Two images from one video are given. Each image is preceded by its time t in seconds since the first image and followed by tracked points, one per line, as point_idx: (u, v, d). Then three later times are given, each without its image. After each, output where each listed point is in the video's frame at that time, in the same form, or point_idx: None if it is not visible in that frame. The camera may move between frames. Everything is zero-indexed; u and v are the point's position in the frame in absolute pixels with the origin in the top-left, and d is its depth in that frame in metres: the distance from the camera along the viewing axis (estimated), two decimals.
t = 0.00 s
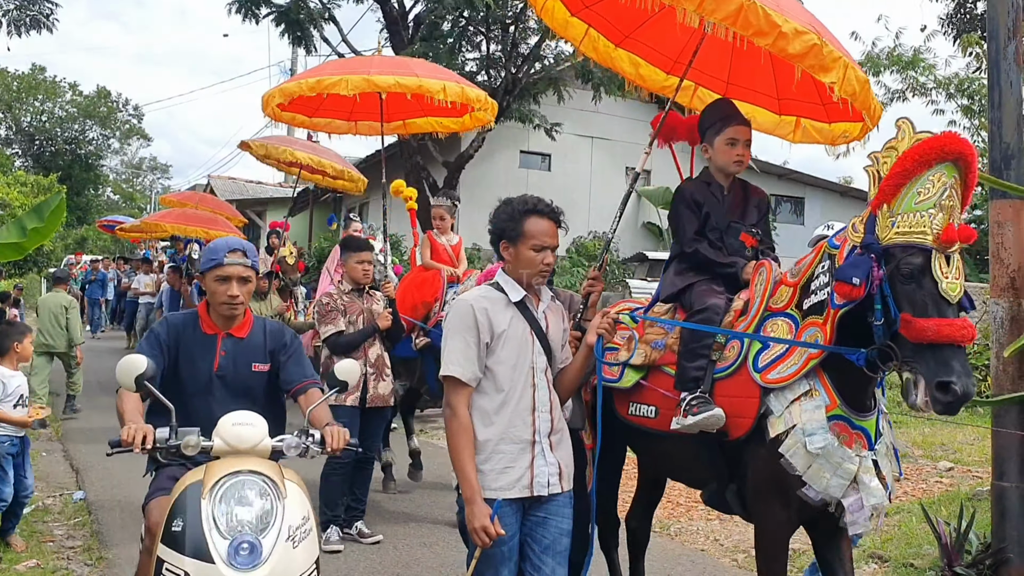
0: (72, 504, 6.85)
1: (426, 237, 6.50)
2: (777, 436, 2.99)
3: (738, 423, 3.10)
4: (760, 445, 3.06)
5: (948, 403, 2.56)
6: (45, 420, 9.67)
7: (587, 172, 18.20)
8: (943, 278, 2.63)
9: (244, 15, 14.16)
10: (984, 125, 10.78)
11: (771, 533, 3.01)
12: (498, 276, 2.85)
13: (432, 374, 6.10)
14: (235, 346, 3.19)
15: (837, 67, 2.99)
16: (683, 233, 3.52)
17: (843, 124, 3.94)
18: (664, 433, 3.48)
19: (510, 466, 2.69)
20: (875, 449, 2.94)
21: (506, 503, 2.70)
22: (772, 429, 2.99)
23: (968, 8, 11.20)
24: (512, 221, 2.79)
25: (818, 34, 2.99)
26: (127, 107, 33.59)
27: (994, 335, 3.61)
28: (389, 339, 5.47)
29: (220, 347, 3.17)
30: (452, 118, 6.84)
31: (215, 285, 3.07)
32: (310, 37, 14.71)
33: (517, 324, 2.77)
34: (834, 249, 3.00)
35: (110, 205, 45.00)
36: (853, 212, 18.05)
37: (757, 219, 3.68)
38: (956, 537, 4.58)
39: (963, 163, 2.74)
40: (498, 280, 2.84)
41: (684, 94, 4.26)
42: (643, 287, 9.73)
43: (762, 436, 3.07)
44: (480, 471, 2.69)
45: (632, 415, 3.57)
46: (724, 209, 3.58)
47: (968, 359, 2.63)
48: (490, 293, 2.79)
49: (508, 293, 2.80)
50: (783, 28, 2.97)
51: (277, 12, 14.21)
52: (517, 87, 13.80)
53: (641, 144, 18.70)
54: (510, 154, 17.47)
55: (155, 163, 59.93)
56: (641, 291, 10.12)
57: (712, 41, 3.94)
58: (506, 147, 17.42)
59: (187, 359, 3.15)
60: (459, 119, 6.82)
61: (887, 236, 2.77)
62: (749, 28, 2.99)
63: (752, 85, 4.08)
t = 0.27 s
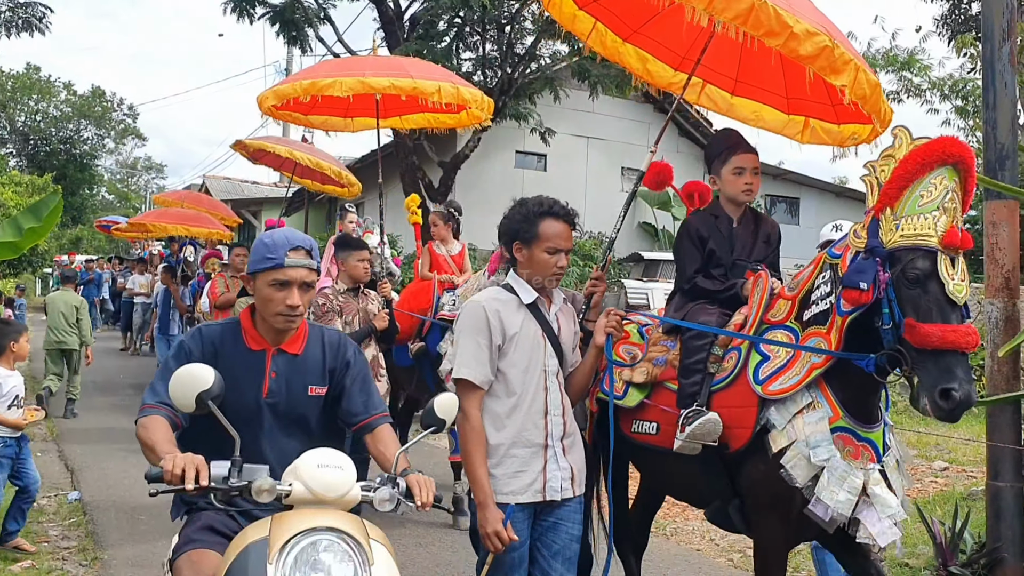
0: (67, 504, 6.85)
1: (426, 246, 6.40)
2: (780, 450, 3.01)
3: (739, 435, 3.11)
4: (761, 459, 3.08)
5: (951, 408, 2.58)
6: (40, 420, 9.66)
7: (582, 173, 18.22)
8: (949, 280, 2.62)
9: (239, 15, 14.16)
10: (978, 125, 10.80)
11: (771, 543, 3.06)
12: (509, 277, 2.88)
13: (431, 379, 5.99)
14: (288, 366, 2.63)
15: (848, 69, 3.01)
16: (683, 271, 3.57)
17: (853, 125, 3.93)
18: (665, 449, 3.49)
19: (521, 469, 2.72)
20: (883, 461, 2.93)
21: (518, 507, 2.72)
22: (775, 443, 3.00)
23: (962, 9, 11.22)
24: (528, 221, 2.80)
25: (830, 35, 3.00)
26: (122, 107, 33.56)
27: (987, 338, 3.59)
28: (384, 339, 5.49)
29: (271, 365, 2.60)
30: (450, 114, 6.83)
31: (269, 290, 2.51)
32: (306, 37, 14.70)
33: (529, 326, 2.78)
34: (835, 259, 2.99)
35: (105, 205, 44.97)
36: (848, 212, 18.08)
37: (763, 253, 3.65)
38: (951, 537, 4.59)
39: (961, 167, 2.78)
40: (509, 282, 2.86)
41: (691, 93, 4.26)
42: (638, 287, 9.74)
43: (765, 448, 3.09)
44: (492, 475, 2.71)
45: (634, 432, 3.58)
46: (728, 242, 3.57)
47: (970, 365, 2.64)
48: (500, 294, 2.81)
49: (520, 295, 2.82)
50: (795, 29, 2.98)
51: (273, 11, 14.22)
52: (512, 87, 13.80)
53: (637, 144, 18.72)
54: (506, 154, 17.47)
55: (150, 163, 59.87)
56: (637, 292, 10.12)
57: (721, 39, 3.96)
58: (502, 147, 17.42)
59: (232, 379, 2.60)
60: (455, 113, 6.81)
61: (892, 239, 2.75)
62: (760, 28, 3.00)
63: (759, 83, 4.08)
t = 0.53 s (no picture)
0: (63, 504, 6.86)
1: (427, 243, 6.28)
2: (807, 461, 2.99)
3: (757, 441, 3.15)
4: (781, 464, 3.11)
5: (983, 422, 2.64)
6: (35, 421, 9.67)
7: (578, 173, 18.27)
8: (985, 292, 2.69)
9: (235, 14, 14.16)
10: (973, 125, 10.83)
11: (794, 552, 3.04)
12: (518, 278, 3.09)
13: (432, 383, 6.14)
14: (431, 402, 2.14)
15: (865, 69, 3.03)
16: (698, 249, 3.56)
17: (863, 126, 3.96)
18: (671, 452, 3.56)
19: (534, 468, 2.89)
20: (903, 469, 2.98)
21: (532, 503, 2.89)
22: (803, 454, 2.98)
23: (957, 10, 11.26)
24: (534, 223, 2.99)
25: (847, 34, 3.03)
26: (117, 106, 33.53)
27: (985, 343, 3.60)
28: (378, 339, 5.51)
29: (411, 400, 2.11)
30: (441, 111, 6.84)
31: (423, 300, 2.00)
32: (302, 37, 14.71)
33: (535, 327, 2.98)
34: (864, 261, 3.03)
35: (100, 204, 44.91)
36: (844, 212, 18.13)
37: (777, 231, 3.71)
38: (947, 536, 4.62)
39: (1003, 174, 2.82)
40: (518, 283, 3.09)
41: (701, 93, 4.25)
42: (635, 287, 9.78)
43: (784, 455, 3.11)
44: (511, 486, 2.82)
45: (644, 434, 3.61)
46: (742, 220, 3.59)
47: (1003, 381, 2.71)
48: (508, 297, 3.02)
49: (527, 297, 3.02)
50: (812, 28, 3.00)
51: (268, 11, 14.21)
52: (509, 87, 13.82)
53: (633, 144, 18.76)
54: (503, 154, 17.48)
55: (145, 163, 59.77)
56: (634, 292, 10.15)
57: (733, 35, 3.99)
58: (498, 147, 17.44)
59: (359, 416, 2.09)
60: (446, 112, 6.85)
61: (927, 247, 2.80)
62: (776, 26, 3.03)
63: (769, 82, 4.09)
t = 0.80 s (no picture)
0: (58, 504, 6.86)
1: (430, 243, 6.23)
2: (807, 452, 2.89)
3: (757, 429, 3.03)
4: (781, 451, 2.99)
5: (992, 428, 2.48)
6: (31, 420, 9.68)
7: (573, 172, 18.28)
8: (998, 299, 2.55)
9: (231, 14, 14.15)
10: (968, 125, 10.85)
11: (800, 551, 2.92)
12: (523, 278, 2.87)
13: (434, 381, 6.13)
14: (842, 493, 1.49)
15: (891, 61, 2.95)
16: (705, 251, 3.39)
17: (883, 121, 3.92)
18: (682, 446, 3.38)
19: (542, 474, 2.64)
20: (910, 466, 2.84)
21: (539, 513, 2.61)
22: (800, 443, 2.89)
23: (953, 11, 11.28)
24: (537, 220, 2.80)
25: (871, 24, 2.93)
26: (112, 105, 33.49)
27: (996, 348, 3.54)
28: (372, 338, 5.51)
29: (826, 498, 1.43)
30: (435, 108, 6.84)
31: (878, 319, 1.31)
32: (297, 37, 14.70)
33: (542, 328, 2.76)
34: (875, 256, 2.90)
35: (93, 204, 44.93)
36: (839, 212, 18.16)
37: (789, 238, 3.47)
38: (944, 535, 4.62)
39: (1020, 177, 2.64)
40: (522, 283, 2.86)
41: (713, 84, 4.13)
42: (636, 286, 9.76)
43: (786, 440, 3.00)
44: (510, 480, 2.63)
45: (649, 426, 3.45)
46: (749, 222, 3.36)
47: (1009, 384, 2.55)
48: (515, 298, 2.79)
49: (533, 297, 2.79)
50: (837, 17, 2.90)
51: (264, 11, 14.20)
52: (505, 87, 13.83)
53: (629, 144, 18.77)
54: (498, 154, 17.48)
55: (140, 162, 59.76)
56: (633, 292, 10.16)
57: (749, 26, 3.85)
58: (494, 147, 17.43)
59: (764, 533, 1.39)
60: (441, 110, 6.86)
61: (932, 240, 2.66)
62: (799, 16, 2.92)
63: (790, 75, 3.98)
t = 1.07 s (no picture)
0: (54, 504, 6.84)
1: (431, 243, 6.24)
2: (807, 459, 2.80)
3: (766, 442, 2.91)
4: (788, 468, 2.89)
5: (984, 424, 2.40)
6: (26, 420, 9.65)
7: (570, 172, 18.27)
8: (987, 284, 2.42)
9: (227, 14, 14.12)
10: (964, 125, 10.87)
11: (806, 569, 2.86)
12: (524, 279, 2.67)
13: (433, 380, 6.05)
14: None
15: (905, 58, 2.80)
16: (711, 263, 3.39)
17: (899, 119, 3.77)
18: (690, 458, 3.25)
19: (549, 483, 2.51)
20: (914, 473, 2.75)
21: (547, 524, 2.50)
22: (803, 453, 2.80)
23: (949, 11, 11.29)
24: (538, 220, 2.59)
25: (888, 21, 2.80)
26: (107, 105, 33.46)
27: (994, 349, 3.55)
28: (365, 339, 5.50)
29: None
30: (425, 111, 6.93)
31: None
32: (294, 37, 14.67)
33: (549, 330, 2.58)
34: (869, 260, 2.79)
35: (89, 204, 44.89)
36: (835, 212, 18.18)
37: (797, 248, 3.44)
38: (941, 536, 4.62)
39: (1003, 163, 2.54)
40: (524, 284, 2.66)
41: (729, 81, 4.10)
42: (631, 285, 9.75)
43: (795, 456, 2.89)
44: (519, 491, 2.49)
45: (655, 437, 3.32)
46: (759, 236, 3.38)
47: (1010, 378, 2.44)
48: (518, 299, 2.60)
49: (537, 298, 2.61)
50: (852, 11, 2.77)
51: (260, 10, 14.17)
52: (502, 88, 13.82)
53: (625, 144, 18.77)
54: (495, 154, 17.46)
55: (136, 162, 59.69)
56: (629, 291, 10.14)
57: (764, 23, 3.79)
58: (490, 147, 17.41)
59: None
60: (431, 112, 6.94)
61: (927, 239, 2.54)
62: (813, 10, 2.80)
63: (806, 71, 3.90)
